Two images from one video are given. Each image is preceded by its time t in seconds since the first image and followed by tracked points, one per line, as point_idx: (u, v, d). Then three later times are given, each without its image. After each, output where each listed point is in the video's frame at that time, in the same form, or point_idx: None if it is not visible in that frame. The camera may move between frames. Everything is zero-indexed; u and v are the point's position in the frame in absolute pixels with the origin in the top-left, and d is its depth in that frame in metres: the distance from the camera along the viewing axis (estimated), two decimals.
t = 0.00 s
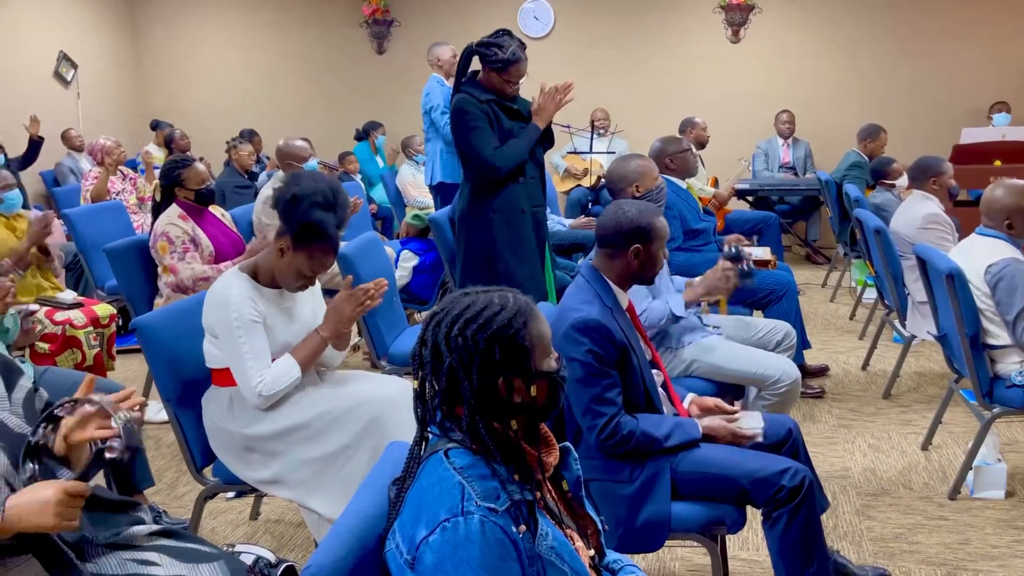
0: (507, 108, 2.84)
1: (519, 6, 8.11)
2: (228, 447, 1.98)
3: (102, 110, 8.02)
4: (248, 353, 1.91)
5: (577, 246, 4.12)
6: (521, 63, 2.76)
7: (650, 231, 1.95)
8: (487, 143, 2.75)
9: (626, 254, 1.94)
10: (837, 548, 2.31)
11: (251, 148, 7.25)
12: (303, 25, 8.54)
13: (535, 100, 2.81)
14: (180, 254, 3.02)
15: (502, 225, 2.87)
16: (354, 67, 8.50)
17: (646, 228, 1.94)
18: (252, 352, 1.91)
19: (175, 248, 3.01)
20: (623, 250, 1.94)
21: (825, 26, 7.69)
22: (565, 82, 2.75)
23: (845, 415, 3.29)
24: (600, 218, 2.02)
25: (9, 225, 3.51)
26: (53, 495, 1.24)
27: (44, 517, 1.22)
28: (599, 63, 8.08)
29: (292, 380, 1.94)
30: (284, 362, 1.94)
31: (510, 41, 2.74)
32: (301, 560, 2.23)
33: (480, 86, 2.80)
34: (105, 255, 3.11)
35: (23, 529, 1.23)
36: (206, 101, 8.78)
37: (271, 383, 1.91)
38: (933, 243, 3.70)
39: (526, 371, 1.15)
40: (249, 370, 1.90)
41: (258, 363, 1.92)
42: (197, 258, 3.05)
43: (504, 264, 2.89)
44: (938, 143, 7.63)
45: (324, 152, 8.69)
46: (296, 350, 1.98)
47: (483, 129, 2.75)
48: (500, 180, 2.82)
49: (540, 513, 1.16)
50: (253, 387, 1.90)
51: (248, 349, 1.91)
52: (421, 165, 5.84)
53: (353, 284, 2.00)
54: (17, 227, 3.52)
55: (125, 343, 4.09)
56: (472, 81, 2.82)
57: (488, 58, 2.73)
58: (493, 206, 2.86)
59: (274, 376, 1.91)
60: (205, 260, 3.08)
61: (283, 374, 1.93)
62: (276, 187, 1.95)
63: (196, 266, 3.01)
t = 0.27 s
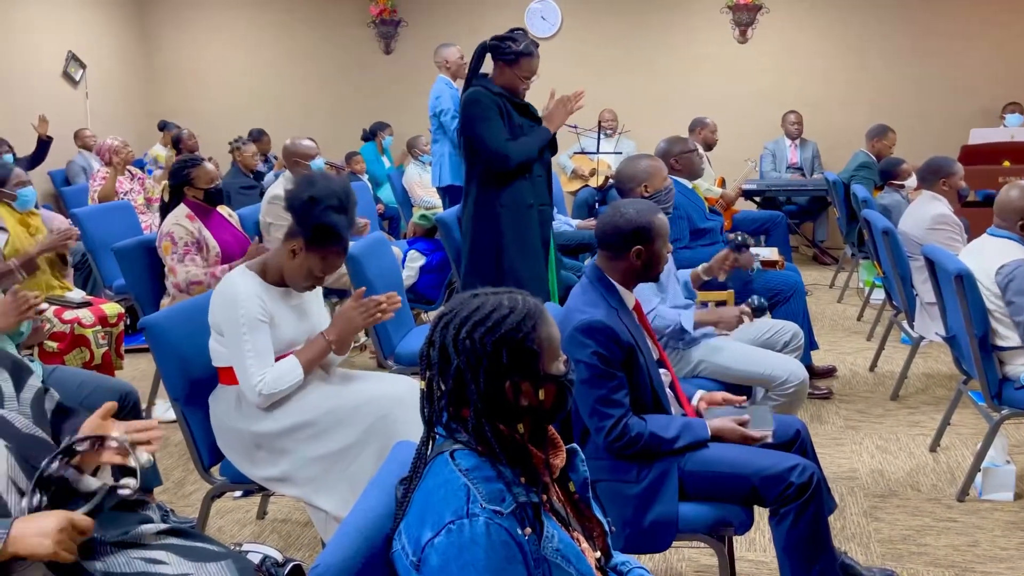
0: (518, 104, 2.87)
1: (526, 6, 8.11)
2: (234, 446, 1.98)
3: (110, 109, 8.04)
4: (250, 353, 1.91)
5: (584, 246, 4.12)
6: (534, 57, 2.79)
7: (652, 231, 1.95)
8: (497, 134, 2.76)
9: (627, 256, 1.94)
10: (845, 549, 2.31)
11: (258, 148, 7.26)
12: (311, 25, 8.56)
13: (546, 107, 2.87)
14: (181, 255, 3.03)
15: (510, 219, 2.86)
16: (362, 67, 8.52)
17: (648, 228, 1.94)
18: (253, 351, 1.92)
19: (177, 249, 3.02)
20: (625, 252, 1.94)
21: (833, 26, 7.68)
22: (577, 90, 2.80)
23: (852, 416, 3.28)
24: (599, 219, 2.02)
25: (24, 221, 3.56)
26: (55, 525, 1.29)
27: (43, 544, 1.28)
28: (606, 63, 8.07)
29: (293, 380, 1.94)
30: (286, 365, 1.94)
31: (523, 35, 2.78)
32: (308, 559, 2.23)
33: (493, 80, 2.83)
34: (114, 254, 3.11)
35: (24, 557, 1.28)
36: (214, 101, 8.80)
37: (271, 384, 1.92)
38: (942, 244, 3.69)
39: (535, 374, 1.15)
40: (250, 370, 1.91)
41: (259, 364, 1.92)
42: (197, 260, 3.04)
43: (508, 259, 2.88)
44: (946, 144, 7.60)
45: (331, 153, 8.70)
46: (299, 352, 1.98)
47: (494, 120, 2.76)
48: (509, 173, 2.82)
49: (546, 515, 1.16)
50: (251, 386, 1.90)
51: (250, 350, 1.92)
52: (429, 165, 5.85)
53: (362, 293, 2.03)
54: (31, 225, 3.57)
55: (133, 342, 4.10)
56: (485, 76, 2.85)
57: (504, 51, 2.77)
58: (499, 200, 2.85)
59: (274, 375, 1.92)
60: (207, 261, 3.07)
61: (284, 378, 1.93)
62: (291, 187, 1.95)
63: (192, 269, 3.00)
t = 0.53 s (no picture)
0: (535, 101, 2.87)
1: (534, 6, 8.11)
2: (243, 446, 1.98)
3: (118, 109, 8.07)
4: (265, 353, 1.90)
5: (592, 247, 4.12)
6: (545, 45, 2.83)
7: (658, 233, 1.95)
8: (519, 133, 2.77)
9: (632, 262, 1.94)
10: (854, 551, 2.30)
11: (266, 147, 7.27)
12: (318, 25, 8.57)
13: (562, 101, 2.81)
14: (201, 248, 3.04)
15: (528, 218, 2.89)
16: (369, 67, 8.53)
17: (654, 231, 1.94)
18: (269, 349, 1.91)
19: (195, 244, 3.03)
20: (629, 256, 1.93)
21: (842, 26, 7.66)
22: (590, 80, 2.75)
23: (861, 417, 3.27)
24: (605, 220, 2.02)
25: (35, 219, 3.61)
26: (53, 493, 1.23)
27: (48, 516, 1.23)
28: (614, 63, 8.07)
29: (306, 373, 1.92)
30: (299, 357, 1.93)
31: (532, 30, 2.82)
32: (316, 559, 2.24)
33: (511, 76, 2.83)
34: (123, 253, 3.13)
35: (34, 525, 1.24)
36: (222, 101, 8.83)
37: (286, 380, 1.90)
38: (951, 244, 3.68)
39: (542, 377, 1.14)
40: (265, 370, 1.89)
41: (275, 362, 1.91)
42: (217, 253, 3.07)
43: (526, 258, 2.91)
44: (955, 144, 7.58)
45: (339, 152, 8.71)
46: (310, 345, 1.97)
47: (515, 118, 2.77)
48: (528, 173, 2.84)
49: (553, 516, 1.16)
50: (267, 384, 1.89)
51: (265, 348, 1.91)
52: (436, 165, 5.85)
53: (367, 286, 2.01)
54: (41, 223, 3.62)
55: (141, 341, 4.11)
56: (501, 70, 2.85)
57: (518, 45, 2.81)
58: (517, 201, 2.88)
59: (289, 370, 1.91)
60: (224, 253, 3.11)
61: (300, 369, 1.92)
62: (303, 188, 1.95)
63: (216, 260, 3.04)
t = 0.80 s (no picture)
0: (548, 106, 2.88)
1: (542, 6, 8.11)
2: (250, 446, 1.99)
3: (127, 109, 8.10)
4: (270, 357, 1.91)
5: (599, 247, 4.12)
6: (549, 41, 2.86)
7: (662, 233, 1.94)
8: (537, 140, 2.77)
9: (638, 263, 1.94)
10: (862, 553, 2.29)
11: (274, 147, 7.29)
12: (326, 25, 8.59)
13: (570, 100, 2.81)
14: (197, 258, 3.05)
15: (547, 223, 2.91)
16: (377, 67, 8.55)
17: (658, 231, 1.93)
18: (275, 353, 1.92)
19: (193, 250, 3.04)
20: (634, 258, 1.94)
21: (850, 26, 7.63)
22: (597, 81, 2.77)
23: (869, 418, 3.26)
24: (609, 221, 2.01)
25: (43, 221, 3.60)
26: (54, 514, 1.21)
27: (47, 539, 1.21)
28: (621, 63, 8.06)
29: (315, 381, 1.95)
30: (307, 366, 1.95)
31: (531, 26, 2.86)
32: (323, 559, 2.24)
33: (524, 79, 2.85)
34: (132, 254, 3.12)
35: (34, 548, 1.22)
36: (230, 101, 8.85)
37: (293, 387, 1.92)
38: (960, 245, 3.67)
39: (551, 376, 1.15)
40: (272, 373, 1.91)
41: (281, 367, 1.92)
42: (211, 264, 3.07)
43: (549, 263, 2.93)
44: (964, 144, 7.56)
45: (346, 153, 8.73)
46: (318, 352, 1.99)
47: (534, 125, 2.77)
48: (547, 179, 2.85)
49: (562, 517, 1.16)
50: (276, 389, 1.90)
51: (270, 352, 1.91)
52: (444, 165, 5.86)
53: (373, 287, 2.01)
54: (50, 224, 3.61)
55: (150, 340, 4.12)
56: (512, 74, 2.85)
57: (525, 44, 2.84)
58: (538, 208, 2.89)
59: (297, 376, 1.92)
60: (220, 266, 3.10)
61: (306, 378, 1.94)
62: (306, 190, 1.94)
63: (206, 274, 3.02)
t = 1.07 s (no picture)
0: (554, 109, 2.88)
1: (549, 6, 8.10)
2: (258, 446, 1.99)
3: (136, 109, 8.12)
4: (267, 361, 1.92)
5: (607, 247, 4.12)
6: (553, 42, 2.83)
7: (664, 230, 1.94)
8: (538, 143, 2.77)
9: (643, 258, 1.93)
10: (871, 554, 2.28)
11: (282, 148, 7.31)
12: (334, 26, 8.60)
13: (579, 108, 2.85)
14: (200, 258, 3.05)
15: (552, 226, 2.90)
16: (385, 67, 8.56)
17: (658, 227, 1.93)
18: (271, 357, 1.92)
19: (197, 250, 3.04)
20: (639, 254, 1.93)
21: (858, 26, 7.61)
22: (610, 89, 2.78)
23: (877, 419, 3.25)
24: (612, 218, 2.01)
25: (47, 222, 3.59)
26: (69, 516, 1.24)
27: (56, 540, 1.23)
28: (629, 63, 8.06)
29: (315, 387, 1.95)
30: (307, 371, 1.96)
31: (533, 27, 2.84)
32: (331, 559, 2.24)
33: (530, 84, 2.85)
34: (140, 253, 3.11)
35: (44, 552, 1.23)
36: (238, 101, 8.87)
37: (294, 390, 1.92)
38: (970, 245, 3.65)
39: (564, 374, 1.15)
40: (269, 377, 1.91)
41: (279, 371, 1.92)
42: (213, 266, 3.07)
43: (554, 265, 2.93)
44: (972, 145, 7.53)
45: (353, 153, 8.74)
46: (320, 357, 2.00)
47: (535, 129, 2.77)
48: (549, 182, 2.84)
49: (570, 516, 1.16)
50: (273, 393, 1.90)
51: (268, 356, 1.92)
52: (451, 165, 5.86)
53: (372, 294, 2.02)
54: (54, 225, 3.61)
55: (158, 340, 4.13)
56: (522, 78, 2.85)
57: (527, 52, 2.82)
58: (542, 210, 2.89)
59: (295, 381, 1.92)
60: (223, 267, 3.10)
61: (308, 381, 1.94)
62: (305, 194, 1.94)
63: (204, 275, 3.03)
